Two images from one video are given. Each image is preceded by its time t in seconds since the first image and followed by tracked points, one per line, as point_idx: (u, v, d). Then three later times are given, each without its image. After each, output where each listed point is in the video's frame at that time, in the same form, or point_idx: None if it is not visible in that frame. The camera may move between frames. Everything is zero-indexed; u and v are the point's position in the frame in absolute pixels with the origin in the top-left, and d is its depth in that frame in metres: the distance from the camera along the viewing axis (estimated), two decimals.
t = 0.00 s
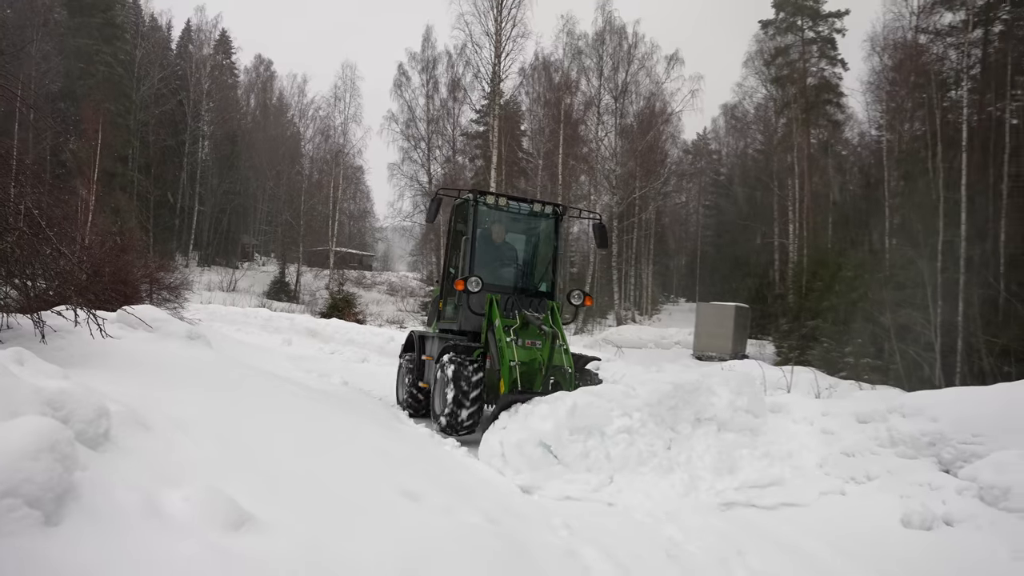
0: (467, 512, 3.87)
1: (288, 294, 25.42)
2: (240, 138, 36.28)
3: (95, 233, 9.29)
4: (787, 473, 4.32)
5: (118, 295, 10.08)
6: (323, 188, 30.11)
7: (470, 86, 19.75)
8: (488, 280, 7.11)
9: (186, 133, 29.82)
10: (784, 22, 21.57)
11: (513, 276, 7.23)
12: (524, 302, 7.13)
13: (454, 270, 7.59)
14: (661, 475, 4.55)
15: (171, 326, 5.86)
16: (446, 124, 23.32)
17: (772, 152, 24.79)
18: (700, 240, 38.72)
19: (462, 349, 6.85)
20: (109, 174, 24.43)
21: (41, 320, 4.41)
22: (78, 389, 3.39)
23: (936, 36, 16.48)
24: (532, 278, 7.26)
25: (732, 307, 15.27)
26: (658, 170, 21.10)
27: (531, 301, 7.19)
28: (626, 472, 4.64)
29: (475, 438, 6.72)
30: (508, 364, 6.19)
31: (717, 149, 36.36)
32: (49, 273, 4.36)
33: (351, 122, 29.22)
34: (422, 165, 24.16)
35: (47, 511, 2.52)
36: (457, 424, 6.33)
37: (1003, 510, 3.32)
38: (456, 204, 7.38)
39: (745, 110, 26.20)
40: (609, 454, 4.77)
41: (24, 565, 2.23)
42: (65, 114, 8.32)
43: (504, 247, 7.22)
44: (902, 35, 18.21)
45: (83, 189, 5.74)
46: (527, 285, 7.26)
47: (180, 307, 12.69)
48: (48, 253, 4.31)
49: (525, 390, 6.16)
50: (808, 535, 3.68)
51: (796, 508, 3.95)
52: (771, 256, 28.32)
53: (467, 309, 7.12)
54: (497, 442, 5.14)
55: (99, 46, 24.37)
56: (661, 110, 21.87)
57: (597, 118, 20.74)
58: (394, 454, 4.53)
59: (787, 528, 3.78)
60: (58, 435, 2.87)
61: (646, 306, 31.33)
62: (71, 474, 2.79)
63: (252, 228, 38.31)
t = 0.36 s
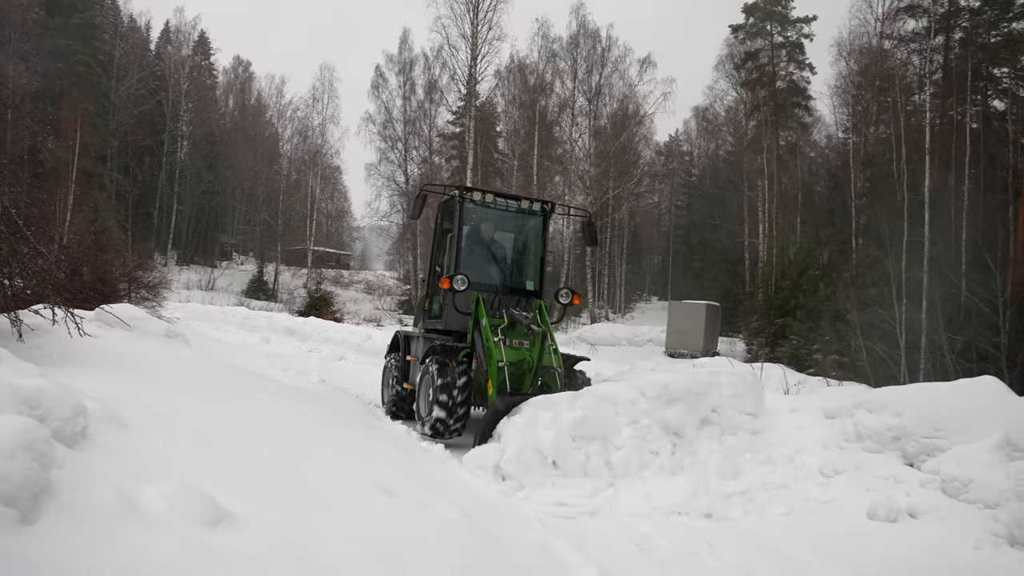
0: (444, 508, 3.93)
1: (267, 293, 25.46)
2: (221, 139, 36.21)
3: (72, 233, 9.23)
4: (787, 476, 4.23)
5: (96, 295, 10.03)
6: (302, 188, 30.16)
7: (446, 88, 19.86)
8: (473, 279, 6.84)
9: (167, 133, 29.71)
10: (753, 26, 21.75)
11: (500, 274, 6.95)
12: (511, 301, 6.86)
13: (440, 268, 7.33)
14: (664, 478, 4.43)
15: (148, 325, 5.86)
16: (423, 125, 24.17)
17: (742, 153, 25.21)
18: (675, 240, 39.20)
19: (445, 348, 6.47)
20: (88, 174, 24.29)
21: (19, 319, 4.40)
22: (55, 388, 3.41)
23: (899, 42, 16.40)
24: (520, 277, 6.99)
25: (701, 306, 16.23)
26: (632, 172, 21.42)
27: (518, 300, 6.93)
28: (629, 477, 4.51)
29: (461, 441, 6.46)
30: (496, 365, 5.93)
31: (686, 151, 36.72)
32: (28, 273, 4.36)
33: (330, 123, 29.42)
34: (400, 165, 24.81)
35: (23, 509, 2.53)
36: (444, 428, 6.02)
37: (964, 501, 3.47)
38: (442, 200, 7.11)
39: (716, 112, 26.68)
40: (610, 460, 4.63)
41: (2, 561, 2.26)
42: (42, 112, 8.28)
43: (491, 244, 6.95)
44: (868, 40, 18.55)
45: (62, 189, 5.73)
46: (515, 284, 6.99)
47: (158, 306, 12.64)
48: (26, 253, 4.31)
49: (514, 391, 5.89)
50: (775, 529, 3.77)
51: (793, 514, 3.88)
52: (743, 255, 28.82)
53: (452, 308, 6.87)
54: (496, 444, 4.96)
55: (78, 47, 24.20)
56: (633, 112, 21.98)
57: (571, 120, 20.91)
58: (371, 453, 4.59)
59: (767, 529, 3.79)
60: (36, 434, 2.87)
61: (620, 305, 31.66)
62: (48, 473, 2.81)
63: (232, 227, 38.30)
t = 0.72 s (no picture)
0: (440, 510, 3.96)
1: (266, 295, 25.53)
2: (219, 143, 36.38)
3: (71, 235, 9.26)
4: (809, 483, 4.11)
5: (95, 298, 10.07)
6: (300, 191, 30.24)
7: (443, 92, 19.96)
8: (476, 283, 6.79)
9: (166, 138, 29.75)
10: (748, 31, 21.53)
11: (504, 277, 6.89)
12: (515, 304, 6.78)
13: (442, 272, 7.29)
14: (686, 487, 4.29)
15: (147, 327, 5.89)
16: (420, 128, 24.28)
17: (736, 156, 25.43)
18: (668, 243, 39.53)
19: (450, 356, 6.47)
20: (87, 178, 24.31)
21: (18, 322, 4.44)
22: (54, 390, 3.44)
23: (891, 46, 16.52)
24: (524, 278, 6.91)
25: (697, 309, 16.31)
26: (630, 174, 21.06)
27: (523, 302, 6.83)
28: (651, 486, 4.34)
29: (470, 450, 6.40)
30: (503, 372, 5.86)
31: (681, 154, 37.01)
32: (27, 275, 4.41)
33: (328, 127, 29.60)
34: (397, 169, 24.95)
35: (21, 512, 2.55)
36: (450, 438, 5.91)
37: (956, 501, 3.50)
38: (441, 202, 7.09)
39: (710, 116, 27.09)
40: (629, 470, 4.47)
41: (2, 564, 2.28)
42: (41, 114, 8.28)
43: (492, 247, 6.91)
44: (860, 45, 18.87)
45: (61, 193, 5.77)
46: (520, 287, 6.91)
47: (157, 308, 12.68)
48: (24, 256, 4.35)
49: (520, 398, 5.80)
50: (781, 538, 3.70)
51: (819, 521, 3.76)
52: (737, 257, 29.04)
53: (456, 313, 6.83)
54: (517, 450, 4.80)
55: (78, 52, 24.17)
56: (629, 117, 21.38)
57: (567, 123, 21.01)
58: (367, 453, 4.63)
59: (781, 537, 3.71)
60: (34, 436, 2.89)
61: (615, 306, 31.78)
62: (46, 475, 2.83)
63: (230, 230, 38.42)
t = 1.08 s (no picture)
0: (443, 508, 4.07)
1: (269, 298, 25.74)
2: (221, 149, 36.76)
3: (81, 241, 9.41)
4: (822, 479, 4.10)
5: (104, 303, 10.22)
6: (302, 196, 30.47)
7: (442, 99, 20.24)
8: (486, 283, 6.87)
9: (169, 146, 30.04)
10: (736, 38, 22.02)
11: (514, 278, 6.97)
12: (526, 305, 6.83)
13: (451, 273, 7.36)
14: (701, 487, 4.26)
15: (156, 330, 6.01)
16: (419, 134, 24.57)
17: (729, 159, 25.84)
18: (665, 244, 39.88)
19: (461, 356, 6.44)
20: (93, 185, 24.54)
21: (30, 326, 4.56)
22: (68, 393, 3.56)
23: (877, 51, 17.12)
24: (535, 280, 7.01)
25: (690, 307, 16.44)
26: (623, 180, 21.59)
27: (533, 303, 6.90)
28: (669, 489, 4.29)
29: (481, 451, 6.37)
30: (515, 373, 5.81)
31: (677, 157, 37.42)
32: (38, 280, 4.53)
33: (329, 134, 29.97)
34: (397, 174, 25.32)
35: (37, 511, 2.65)
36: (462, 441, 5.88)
37: (941, 491, 3.64)
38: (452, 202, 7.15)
39: (704, 120, 27.64)
40: (645, 472, 4.40)
41: (19, 559, 2.39)
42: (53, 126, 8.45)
43: (503, 247, 6.98)
44: (849, 50, 19.53)
45: (72, 200, 5.90)
46: (530, 287, 6.99)
47: (164, 312, 12.85)
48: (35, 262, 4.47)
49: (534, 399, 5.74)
50: (789, 537, 3.73)
51: (832, 523, 3.76)
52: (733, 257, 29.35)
53: (465, 313, 6.86)
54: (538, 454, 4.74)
55: (84, 62, 24.29)
56: (623, 121, 22.18)
57: (563, 129, 21.30)
58: (371, 452, 4.76)
59: (793, 537, 3.72)
60: (48, 437, 2.99)
61: (613, 307, 32.04)
62: (61, 475, 2.93)
63: (233, 235, 38.72)
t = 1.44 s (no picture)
0: (440, 509, 4.10)
1: (268, 301, 25.79)
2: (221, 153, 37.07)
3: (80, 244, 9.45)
4: (855, 489, 3.87)
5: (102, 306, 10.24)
6: (299, 200, 30.60)
7: (438, 104, 20.40)
8: (491, 285, 6.64)
9: (169, 150, 30.19)
10: (730, 43, 22.32)
11: (519, 279, 6.76)
12: (532, 308, 6.60)
13: (454, 275, 7.16)
14: (726, 499, 3.99)
15: (154, 333, 6.02)
16: (416, 138, 24.91)
17: (721, 163, 26.12)
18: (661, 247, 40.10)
19: (466, 363, 6.30)
20: (93, 189, 24.61)
21: (29, 329, 4.60)
22: (66, 396, 3.59)
23: (868, 57, 18.37)
24: (541, 283, 6.79)
25: (685, 309, 16.46)
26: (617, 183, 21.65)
27: (540, 305, 6.67)
28: (699, 500, 4.02)
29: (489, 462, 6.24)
30: (524, 378, 5.53)
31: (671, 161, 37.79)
32: (37, 283, 4.57)
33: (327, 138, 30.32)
34: (394, 178, 25.62)
35: (36, 512, 2.68)
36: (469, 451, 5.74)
37: (935, 492, 3.65)
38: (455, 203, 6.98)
39: (695, 126, 28.21)
40: (670, 483, 4.14)
41: (20, 559, 2.42)
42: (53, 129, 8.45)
43: (507, 249, 6.77)
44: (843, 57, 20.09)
45: (71, 203, 5.93)
46: (536, 289, 6.76)
47: (163, 315, 12.86)
48: (35, 266, 4.51)
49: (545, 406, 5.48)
50: (823, 551, 3.49)
51: (865, 536, 3.52)
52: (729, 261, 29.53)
53: (470, 317, 6.62)
54: (565, 463, 4.58)
55: (84, 69, 24.35)
56: (618, 125, 22.52)
57: (558, 132, 21.49)
58: (370, 453, 4.81)
59: (830, 551, 3.47)
60: (47, 439, 3.01)
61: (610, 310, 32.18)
62: (60, 476, 2.96)
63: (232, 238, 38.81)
